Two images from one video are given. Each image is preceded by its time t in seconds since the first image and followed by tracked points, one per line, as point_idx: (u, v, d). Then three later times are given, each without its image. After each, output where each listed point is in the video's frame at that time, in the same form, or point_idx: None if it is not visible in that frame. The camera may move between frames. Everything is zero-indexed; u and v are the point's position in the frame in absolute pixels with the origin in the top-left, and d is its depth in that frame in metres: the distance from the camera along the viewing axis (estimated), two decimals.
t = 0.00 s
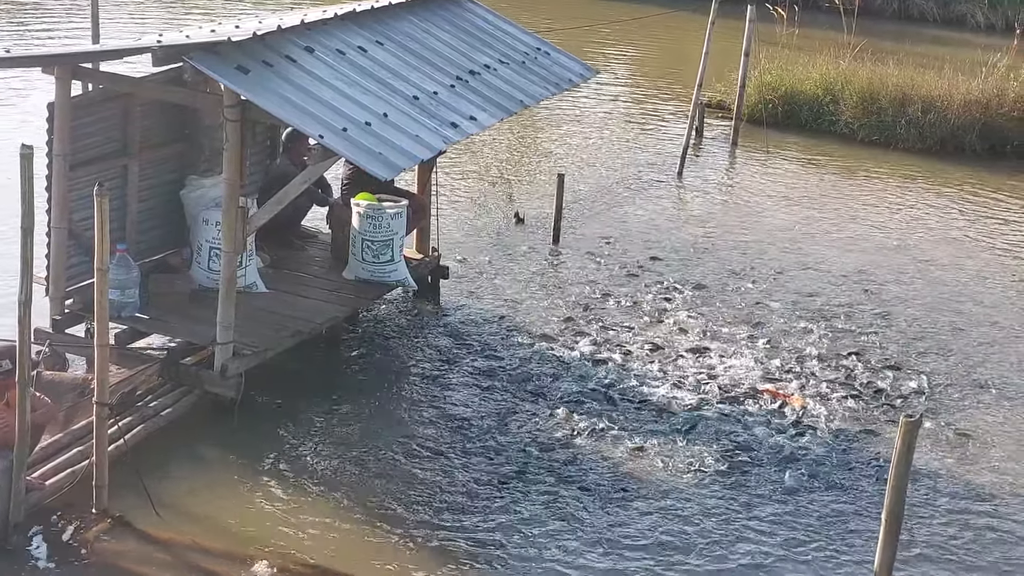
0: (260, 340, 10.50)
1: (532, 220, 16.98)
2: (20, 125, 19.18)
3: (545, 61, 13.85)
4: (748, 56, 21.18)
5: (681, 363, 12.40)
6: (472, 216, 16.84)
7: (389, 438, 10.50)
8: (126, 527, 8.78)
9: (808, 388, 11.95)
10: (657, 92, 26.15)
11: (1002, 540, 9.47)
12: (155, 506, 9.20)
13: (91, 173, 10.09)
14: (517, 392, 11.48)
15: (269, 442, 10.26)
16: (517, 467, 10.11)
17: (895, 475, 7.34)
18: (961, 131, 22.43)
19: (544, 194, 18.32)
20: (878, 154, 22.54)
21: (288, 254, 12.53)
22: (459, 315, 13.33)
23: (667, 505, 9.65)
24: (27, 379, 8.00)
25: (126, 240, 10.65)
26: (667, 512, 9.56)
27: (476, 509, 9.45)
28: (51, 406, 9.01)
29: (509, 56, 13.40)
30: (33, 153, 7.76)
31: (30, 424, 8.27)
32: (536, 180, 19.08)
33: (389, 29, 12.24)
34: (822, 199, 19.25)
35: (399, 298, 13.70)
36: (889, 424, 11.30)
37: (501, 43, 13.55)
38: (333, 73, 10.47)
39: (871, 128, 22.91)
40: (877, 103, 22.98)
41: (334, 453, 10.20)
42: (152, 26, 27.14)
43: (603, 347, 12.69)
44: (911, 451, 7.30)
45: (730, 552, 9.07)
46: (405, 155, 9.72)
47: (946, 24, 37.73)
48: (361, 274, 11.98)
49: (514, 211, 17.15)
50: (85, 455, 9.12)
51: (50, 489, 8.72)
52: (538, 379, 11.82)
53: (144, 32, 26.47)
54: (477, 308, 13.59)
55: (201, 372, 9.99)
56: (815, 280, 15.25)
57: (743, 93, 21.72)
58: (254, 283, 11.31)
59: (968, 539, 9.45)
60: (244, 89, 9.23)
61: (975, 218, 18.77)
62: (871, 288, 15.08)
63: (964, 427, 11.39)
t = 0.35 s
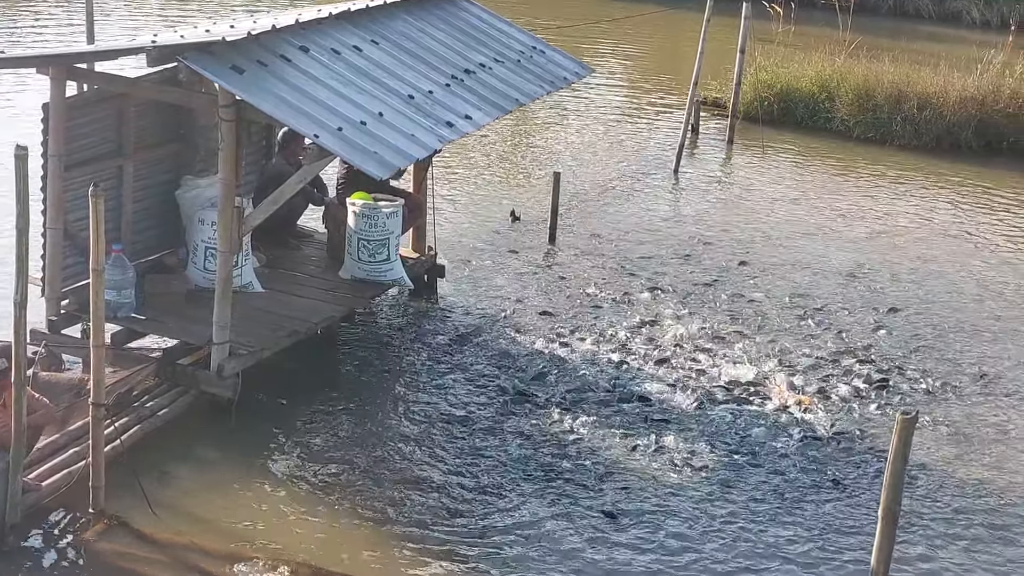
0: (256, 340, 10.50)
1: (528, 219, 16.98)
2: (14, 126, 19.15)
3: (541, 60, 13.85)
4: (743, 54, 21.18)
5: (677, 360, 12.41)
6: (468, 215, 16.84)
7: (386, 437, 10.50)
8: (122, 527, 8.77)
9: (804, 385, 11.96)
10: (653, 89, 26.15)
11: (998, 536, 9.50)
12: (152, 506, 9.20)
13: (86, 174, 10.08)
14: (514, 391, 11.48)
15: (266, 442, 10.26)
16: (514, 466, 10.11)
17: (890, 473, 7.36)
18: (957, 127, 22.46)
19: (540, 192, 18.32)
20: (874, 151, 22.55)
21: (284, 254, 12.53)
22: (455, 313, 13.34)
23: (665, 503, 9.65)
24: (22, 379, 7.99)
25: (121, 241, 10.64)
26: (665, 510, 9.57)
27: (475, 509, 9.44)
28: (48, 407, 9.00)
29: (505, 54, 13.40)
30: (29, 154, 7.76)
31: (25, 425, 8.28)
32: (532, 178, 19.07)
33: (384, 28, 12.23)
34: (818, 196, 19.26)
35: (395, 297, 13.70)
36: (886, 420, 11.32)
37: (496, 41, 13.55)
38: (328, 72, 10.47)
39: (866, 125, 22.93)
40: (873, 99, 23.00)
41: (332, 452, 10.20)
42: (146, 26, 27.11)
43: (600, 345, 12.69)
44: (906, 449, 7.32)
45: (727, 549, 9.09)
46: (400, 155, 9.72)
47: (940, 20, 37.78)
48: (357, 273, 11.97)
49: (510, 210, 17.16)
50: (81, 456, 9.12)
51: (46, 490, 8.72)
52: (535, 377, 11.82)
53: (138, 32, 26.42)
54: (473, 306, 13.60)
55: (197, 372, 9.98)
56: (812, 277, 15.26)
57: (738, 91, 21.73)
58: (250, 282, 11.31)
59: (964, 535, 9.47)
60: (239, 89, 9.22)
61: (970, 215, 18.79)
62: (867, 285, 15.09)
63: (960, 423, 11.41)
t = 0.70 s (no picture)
0: (254, 339, 10.50)
1: (526, 218, 16.97)
2: (12, 126, 19.13)
3: (538, 58, 13.85)
4: (741, 52, 21.17)
5: (676, 359, 12.42)
6: (466, 215, 16.83)
7: (386, 436, 10.51)
8: (122, 527, 8.77)
9: (803, 383, 11.97)
10: (651, 88, 26.14)
11: (997, 533, 9.51)
12: (152, 506, 9.20)
13: (84, 174, 10.08)
14: (514, 391, 11.48)
15: (265, 442, 10.26)
16: (514, 465, 10.12)
17: (890, 470, 7.36)
18: (954, 125, 22.48)
19: (538, 191, 18.31)
20: (872, 149, 22.56)
21: (282, 254, 12.53)
22: (454, 313, 13.34)
23: (666, 504, 9.65)
24: (21, 379, 7.99)
25: (120, 241, 10.64)
26: (665, 508, 9.58)
27: (476, 509, 9.43)
28: (48, 407, 9.01)
29: (503, 53, 13.40)
30: (28, 155, 7.76)
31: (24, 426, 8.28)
32: (530, 177, 19.06)
33: (382, 28, 12.24)
34: (815, 194, 19.26)
35: (393, 296, 13.71)
36: (885, 418, 11.33)
37: (494, 40, 13.55)
38: (327, 71, 10.47)
39: (864, 123, 22.95)
40: (871, 97, 23.02)
41: (331, 451, 10.21)
42: (143, 26, 27.08)
43: (599, 344, 12.70)
44: (906, 446, 7.33)
45: (727, 547, 9.09)
46: (399, 154, 9.73)
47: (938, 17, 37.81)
48: (355, 272, 11.97)
49: (508, 209, 17.15)
50: (81, 456, 9.12)
51: (46, 491, 8.73)
52: (536, 377, 11.81)
53: (136, 32, 26.39)
54: (472, 305, 13.60)
55: (196, 372, 9.99)
56: (810, 276, 15.26)
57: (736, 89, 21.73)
58: (248, 282, 11.31)
59: (963, 533, 9.48)
60: (237, 89, 9.22)
61: (969, 213, 18.79)
62: (866, 284, 15.09)
63: (958, 421, 11.42)
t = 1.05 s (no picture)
0: (253, 338, 10.50)
1: (525, 217, 16.96)
2: (11, 126, 19.10)
3: (537, 57, 13.84)
4: (739, 51, 21.16)
5: (676, 357, 12.41)
6: (465, 214, 16.82)
7: (384, 435, 10.51)
8: (122, 526, 8.76)
9: (802, 382, 11.97)
10: (649, 86, 26.14)
11: (998, 532, 9.50)
12: (151, 506, 9.20)
13: (83, 173, 10.06)
14: (514, 390, 11.46)
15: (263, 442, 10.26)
16: (512, 463, 10.13)
17: (890, 470, 7.37)
18: (953, 123, 22.49)
19: (536, 190, 18.30)
20: (871, 147, 22.56)
21: (281, 253, 12.53)
22: (453, 312, 13.33)
23: (668, 504, 9.64)
24: (21, 379, 7.98)
25: (119, 240, 10.63)
26: (663, 507, 9.59)
27: (477, 509, 9.42)
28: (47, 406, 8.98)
29: (501, 52, 13.39)
30: (27, 155, 7.75)
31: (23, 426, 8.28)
32: (529, 176, 19.06)
33: (381, 27, 12.23)
34: (814, 192, 19.27)
35: (392, 295, 13.70)
36: (884, 417, 11.33)
37: (493, 39, 13.54)
38: (325, 71, 10.46)
39: (862, 121, 22.96)
40: (870, 95, 23.02)
41: (329, 450, 10.21)
42: (142, 25, 27.06)
43: (599, 343, 12.69)
44: (905, 446, 7.34)
45: (728, 546, 9.09)
46: (397, 153, 9.72)
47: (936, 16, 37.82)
48: (354, 272, 11.97)
49: (507, 208, 17.15)
50: (80, 456, 9.11)
51: (45, 491, 8.72)
52: (535, 376, 11.80)
53: (134, 31, 26.35)
54: (471, 304, 13.60)
55: (195, 371, 9.98)
56: (808, 274, 15.26)
57: (735, 88, 21.72)
58: (247, 281, 11.31)
59: (964, 532, 9.48)
60: (235, 88, 9.21)
61: (968, 211, 18.80)
62: (865, 282, 15.09)
63: (957, 419, 11.42)
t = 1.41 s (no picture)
0: (253, 336, 10.50)
1: (525, 215, 16.96)
2: (11, 124, 19.11)
3: (537, 55, 13.84)
4: (738, 49, 21.16)
5: (676, 355, 12.42)
6: (465, 211, 16.82)
7: (384, 433, 10.51)
8: (123, 525, 8.75)
9: (802, 380, 11.97)
10: (649, 84, 26.14)
11: (998, 529, 9.51)
12: (152, 504, 9.20)
13: (82, 171, 10.05)
14: (515, 388, 11.47)
15: (264, 440, 10.26)
16: (512, 460, 10.13)
17: (890, 468, 7.38)
18: (952, 121, 22.49)
19: (536, 188, 18.30)
20: (870, 144, 22.57)
21: (281, 251, 12.53)
22: (454, 310, 13.33)
23: (670, 501, 9.63)
24: (21, 377, 7.98)
25: (119, 239, 10.63)
26: (664, 504, 9.60)
27: (479, 508, 9.40)
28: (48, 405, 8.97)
29: (501, 50, 13.38)
30: (27, 153, 7.74)
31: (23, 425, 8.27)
32: (528, 174, 19.06)
33: (380, 24, 12.22)
34: (813, 190, 19.26)
35: (392, 294, 13.71)
36: (884, 414, 11.33)
37: (492, 37, 13.54)
38: (325, 68, 10.45)
39: (862, 119, 22.98)
40: (869, 93, 23.03)
41: (329, 448, 10.22)
42: (141, 24, 27.06)
43: (599, 340, 12.69)
44: (905, 444, 7.34)
45: (729, 544, 9.09)
46: (398, 151, 9.72)
47: (935, 13, 37.80)
48: (354, 270, 11.97)
49: (507, 205, 17.15)
50: (80, 454, 9.11)
51: (45, 489, 8.72)
52: (535, 374, 11.79)
53: (133, 29, 26.33)
54: (471, 302, 13.60)
55: (195, 369, 9.98)
56: (808, 272, 15.26)
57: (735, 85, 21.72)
58: (248, 279, 11.30)
59: (965, 529, 9.48)
60: (236, 86, 9.20)
61: (967, 208, 18.80)
62: (864, 279, 15.10)
63: (957, 416, 11.43)
